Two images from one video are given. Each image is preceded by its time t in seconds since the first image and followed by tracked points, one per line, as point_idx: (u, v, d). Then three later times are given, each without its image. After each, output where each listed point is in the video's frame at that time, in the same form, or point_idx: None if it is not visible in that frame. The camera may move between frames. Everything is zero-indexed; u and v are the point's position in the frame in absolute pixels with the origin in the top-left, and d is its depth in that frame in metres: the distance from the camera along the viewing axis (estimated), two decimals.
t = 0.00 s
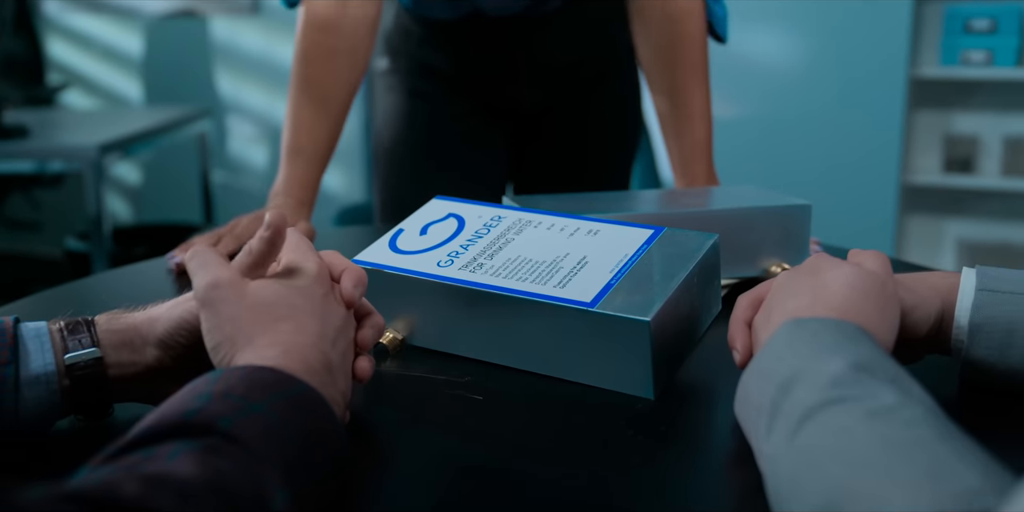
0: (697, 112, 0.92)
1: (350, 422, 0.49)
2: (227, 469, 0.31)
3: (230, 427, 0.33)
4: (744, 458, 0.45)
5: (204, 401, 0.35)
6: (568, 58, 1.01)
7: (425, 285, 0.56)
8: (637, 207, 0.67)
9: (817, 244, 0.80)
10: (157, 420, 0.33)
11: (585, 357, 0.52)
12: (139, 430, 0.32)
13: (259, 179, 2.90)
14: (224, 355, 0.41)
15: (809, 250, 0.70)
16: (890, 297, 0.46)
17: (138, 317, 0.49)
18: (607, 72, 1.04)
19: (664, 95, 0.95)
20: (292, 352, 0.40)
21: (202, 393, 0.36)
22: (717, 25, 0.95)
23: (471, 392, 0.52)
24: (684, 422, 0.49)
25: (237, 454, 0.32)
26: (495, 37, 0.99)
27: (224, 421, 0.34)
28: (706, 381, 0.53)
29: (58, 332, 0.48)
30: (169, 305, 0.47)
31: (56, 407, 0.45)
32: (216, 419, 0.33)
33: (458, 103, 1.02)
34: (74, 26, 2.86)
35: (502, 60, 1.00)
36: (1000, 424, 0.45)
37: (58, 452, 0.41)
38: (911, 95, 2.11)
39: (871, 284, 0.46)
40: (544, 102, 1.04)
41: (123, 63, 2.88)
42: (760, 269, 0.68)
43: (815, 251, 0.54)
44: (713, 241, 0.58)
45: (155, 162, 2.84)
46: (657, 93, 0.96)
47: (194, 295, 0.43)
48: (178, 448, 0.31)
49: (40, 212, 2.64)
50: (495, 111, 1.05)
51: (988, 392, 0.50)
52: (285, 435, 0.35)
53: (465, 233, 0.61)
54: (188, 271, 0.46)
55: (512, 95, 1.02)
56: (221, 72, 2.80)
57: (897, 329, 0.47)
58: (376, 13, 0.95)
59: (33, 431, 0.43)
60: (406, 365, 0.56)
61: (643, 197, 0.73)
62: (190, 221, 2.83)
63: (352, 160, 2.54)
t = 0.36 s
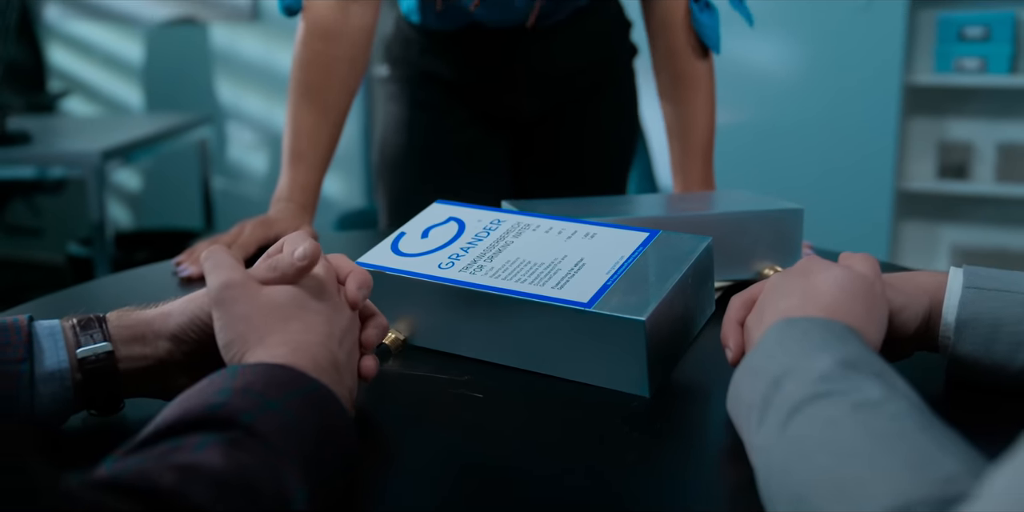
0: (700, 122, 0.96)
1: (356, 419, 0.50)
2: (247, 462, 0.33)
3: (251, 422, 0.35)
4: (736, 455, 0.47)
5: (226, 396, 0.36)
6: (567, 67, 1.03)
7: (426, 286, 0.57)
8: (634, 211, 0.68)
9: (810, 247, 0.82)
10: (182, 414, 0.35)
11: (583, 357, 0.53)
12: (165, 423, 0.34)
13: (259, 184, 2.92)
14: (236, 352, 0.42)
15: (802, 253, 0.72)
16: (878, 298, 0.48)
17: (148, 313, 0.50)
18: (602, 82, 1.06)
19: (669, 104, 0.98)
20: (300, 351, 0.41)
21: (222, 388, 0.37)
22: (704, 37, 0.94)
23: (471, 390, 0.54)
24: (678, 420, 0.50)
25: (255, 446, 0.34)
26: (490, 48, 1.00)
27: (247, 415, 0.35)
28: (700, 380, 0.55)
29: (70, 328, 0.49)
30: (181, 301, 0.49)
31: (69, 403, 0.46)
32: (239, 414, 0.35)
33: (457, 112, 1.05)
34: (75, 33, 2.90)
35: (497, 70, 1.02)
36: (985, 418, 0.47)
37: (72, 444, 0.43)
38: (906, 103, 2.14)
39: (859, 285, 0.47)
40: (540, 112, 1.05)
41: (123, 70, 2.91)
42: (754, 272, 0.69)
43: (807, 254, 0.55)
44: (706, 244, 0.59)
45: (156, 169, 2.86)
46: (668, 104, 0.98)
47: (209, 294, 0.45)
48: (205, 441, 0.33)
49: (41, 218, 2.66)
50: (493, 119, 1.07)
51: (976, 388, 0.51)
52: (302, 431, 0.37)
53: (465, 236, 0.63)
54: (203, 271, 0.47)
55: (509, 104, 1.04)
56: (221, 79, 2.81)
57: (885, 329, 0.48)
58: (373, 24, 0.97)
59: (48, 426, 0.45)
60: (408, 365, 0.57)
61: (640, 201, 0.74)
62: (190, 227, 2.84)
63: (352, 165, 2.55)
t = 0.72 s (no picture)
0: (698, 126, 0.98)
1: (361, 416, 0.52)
2: (272, 455, 0.34)
3: (275, 418, 0.36)
4: (730, 451, 0.48)
5: (248, 390, 0.38)
6: (569, 74, 1.05)
7: (428, 287, 0.59)
8: (633, 215, 0.70)
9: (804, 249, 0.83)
10: (210, 409, 0.36)
11: (581, 356, 0.54)
12: (195, 418, 0.36)
13: (260, 190, 2.94)
14: (245, 350, 0.44)
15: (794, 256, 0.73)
16: (868, 298, 0.49)
17: (158, 309, 0.52)
18: (610, 88, 1.08)
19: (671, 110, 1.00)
20: (309, 348, 0.43)
21: (243, 383, 0.38)
22: (701, 43, 0.96)
23: (472, 388, 0.55)
24: (673, 416, 0.52)
25: (277, 440, 0.35)
26: (496, 56, 1.04)
27: (270, 410, 0.37)
28: (694, 379, 0.56)
29: (83, 325, 0.50)
30: (190, 299, 0.50)
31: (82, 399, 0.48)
32: (263, 409, 0.36)
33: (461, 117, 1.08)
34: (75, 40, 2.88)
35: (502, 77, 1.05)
36: (970, 414, 0.48)
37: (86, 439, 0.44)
38: (901, 108, 2.19)
39: (852, 286, 0.48)
40: (547, 119, 1.08)
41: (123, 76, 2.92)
42: (747, 274, 0.70)
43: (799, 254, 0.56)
44: (700, 245, 0.61)
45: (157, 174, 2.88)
46: (667, 110, 1.00)
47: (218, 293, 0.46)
48: (234, 434, 0.34)
49: (43, 224, 2.67)
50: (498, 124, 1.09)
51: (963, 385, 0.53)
52: (320, 425, 0.38)
53: (465, 238, 0.64)
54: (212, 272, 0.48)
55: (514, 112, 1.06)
56: (222, 85, 2.85)
57: (875, 327, 0.50)
58: (376, 32, 0.99)
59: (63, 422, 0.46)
60: (410, 364, 0.59)
61: (639, 205, 0.76)
62: (192, 232, 2.87)
63: (351, 172, 2.56)
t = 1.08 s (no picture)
0: (696, 134, 0.99)
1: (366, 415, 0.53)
2: (282, 447, 0.36)
3: (285, 413, 0.38)
4: (724, 447, 0.50)
5: (260, 387, 0.39)
6: (569, 84, 1.10)
7: (430, 291, 0.60)
8: (633, 222, 0.71)
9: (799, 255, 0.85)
10: (220, 403, 0.38)
11: (579, 358, 0.56)
12: (206, 411, 0.37)
13: (261, 199, 2.96)
14: (254, 350, 0.45)
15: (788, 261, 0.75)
16: (858, 301, 0.51)
17: (169, 312, 0.54)
18: (609, 97, 1.13)
19: (670, 118, 1.01)
20: (317, 347, 0.44)
21: (255, 380, 0.40)
22: (701, 53, 0.98)
23: (474, 389, 0.57)
24: (670, 416, 0.53)
25: (288, 434, 0.37)
26: (500, 63, 1.09)
27: (282, 406, 0.38)
28: (690, 380, 0.58)
29: (97, 328, 0.52)
30: (200, 303, 0.52)
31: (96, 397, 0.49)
32: (274, 405, 0.38)
33: (463, 124, 1.13)
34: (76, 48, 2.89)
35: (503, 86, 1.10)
36: (957, 413, 0.50)
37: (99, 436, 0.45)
38: (896, 118, 2.23)
39: (841, 290, 0.50)
40: (548, 126, 1.13)
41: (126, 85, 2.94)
42: (742, 279, 0.72)
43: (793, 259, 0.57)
44: (695, 251, 0.62)
45: (159, 182, 2.90)
46: (667, 118, 1.02)
47: (230, 294, 0.48)
48: (246, 429, 0.36)
49: (46, 231, 2.69)
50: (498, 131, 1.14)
51: (949, 385, 0.54)
52: (328, 422, 0.40)
53: (467, 244, 0.66)
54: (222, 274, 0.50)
55: (516, 119, 1.12)
56: (223, 93, 2.87)
57: (864, 330, 0.51)
58: (378, 42, 1.01)
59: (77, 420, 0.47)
60: (412, 366, 0.60)
61: (638, 211, 0.78)
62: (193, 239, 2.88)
63: (351, 180, 2.58)
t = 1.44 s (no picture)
0: (693, 142, 1.01)
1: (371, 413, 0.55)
2: (294, 440, 0.38)
3: (296, 409, 0.40)
4: (718, 444, 0.51)
5: (272, 384, 0.41)
6: (569, 94, 1.13)
7: (432, 294, 0.62)
8: (630, 227, 0.73)
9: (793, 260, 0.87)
10: (234, 399, 0.39)
11: (578, 358, 0.58)
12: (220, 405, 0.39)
13: (262, 206, 2.98)
14: (266, 348, 0.48)
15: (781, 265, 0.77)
16: (846, 303, 0.52)
17: (182, 312, 0.56)
18: (603, 107, 1.16)
19: (667, 126, 1.03)
20: (327, 347, 0.46)
21: (267, 377, 0.42)
22: (697, 62, 1.00)
23: (475, 388, 0.58)
24: (665, 415, 0.55)
25: (300, 428, 0.39)
26: (501, 74, 1.13)
27: (293, 402, 0.40)
28: (685, 380, 0.59)
29: (112, 327, 0.54)
30: (215, 302, 0.55)
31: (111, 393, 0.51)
32: (285, 400, 0.40)
33: (462, 133, 1.16)
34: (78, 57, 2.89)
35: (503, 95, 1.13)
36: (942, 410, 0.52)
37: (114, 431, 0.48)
38: (891, 125, 2.26)
39: (830, 291, 0.52)
40: (546, 135, 1.16)
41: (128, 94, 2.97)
42: (736, 282, 0.74)
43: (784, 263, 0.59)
44: (690, 255, 0.64)
45: (161, 189, 2.92)
46: (664, 126, 1.04)
47: (245, 293, 0.52)
48: (259, 422, 0.38)
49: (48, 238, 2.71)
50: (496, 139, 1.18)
51: (935, 385, 0.56)
52: (338, 418, 0.41)
53: (468, 248, 0.67)
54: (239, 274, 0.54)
55: (515, 129, 1.15)
56: (223, 101, 2.90)
57: (852, 330, 0.53)
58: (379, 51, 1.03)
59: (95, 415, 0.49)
60: (415, 367, 0.62)
61: (635, 217, 0.79)
62: (194, 246, 2.90)
63: (352, 187, 2.60)
